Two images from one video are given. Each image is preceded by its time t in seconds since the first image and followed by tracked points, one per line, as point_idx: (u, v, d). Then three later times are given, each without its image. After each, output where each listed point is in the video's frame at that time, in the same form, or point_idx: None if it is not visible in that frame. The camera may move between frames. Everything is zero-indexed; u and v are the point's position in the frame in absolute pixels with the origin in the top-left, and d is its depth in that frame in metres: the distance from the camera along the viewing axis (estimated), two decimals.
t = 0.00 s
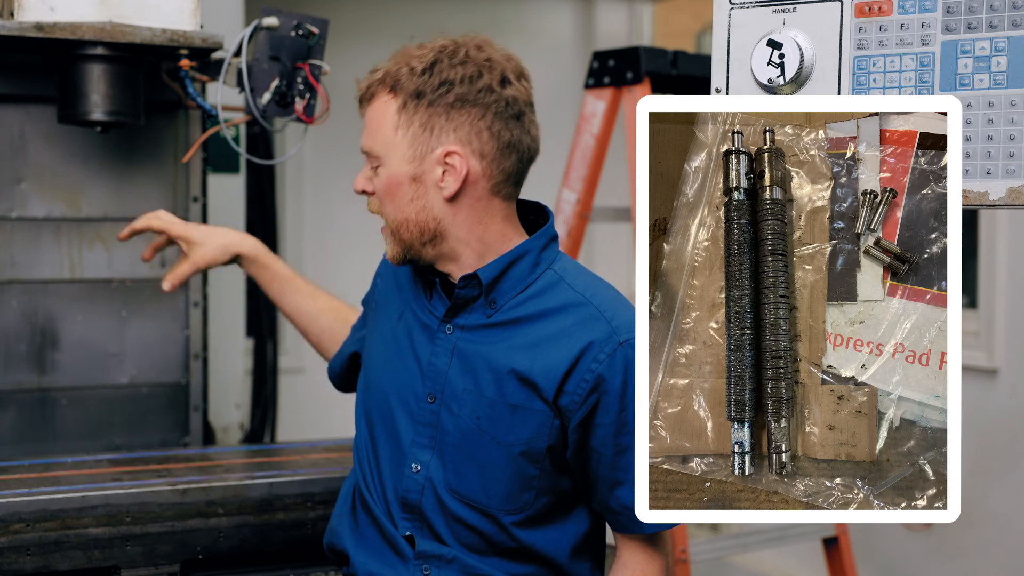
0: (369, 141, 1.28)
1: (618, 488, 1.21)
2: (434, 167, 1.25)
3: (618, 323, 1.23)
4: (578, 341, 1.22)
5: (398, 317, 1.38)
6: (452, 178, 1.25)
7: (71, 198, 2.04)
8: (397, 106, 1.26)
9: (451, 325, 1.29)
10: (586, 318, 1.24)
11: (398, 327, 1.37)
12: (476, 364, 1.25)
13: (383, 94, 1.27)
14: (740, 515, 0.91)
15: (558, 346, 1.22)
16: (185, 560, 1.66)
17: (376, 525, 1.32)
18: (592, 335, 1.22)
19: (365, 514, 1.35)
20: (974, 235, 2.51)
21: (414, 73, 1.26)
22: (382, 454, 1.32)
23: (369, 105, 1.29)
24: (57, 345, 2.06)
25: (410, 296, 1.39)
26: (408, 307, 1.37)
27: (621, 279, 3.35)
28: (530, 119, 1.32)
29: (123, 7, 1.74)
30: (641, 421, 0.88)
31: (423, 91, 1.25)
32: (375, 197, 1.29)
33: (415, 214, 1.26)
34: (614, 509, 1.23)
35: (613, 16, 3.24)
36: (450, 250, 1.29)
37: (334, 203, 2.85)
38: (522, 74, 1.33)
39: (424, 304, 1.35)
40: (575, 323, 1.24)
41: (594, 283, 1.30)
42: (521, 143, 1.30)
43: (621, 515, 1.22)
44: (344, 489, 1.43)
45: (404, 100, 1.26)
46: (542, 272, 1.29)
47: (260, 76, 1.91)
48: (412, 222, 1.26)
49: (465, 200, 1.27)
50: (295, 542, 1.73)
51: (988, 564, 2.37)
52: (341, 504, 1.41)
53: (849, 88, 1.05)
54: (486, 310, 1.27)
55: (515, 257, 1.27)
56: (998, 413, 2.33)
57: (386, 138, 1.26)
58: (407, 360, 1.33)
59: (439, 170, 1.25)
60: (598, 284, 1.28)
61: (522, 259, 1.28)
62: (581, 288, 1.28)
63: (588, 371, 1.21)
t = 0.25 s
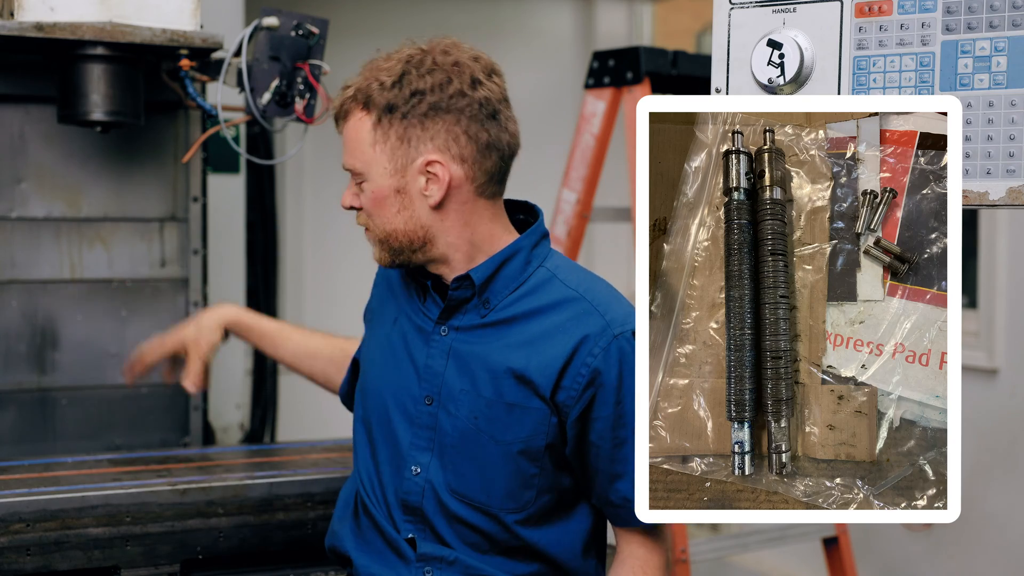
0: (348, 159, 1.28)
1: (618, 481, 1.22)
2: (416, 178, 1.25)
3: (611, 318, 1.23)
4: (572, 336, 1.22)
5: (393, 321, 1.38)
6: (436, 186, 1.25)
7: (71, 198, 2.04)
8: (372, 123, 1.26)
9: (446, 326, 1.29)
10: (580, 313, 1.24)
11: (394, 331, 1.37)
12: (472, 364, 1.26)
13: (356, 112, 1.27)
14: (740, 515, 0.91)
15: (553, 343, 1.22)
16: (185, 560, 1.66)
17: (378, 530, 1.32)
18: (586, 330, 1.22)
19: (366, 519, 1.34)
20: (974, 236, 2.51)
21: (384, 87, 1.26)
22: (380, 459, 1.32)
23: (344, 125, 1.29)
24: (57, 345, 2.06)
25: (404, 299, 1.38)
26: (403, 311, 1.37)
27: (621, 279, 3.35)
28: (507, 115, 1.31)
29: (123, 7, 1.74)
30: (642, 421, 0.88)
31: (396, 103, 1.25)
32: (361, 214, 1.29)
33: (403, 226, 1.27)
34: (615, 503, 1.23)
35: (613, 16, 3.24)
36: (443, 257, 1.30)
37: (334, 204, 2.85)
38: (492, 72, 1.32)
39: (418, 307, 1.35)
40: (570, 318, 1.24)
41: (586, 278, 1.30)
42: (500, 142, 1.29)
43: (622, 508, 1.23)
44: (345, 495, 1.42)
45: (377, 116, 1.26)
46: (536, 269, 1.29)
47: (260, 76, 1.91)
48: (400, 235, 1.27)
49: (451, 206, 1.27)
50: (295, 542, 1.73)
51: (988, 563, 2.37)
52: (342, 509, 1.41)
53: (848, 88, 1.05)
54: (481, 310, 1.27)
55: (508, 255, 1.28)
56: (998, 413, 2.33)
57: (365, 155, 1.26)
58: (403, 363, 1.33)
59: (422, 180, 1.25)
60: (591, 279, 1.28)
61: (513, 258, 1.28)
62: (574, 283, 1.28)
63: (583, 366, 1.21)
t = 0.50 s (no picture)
0: (326, 180, 1.29)
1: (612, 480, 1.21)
2: (394, 190, 1.25)
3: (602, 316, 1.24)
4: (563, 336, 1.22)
5: (388, 321, 1.38)
6: (415, 196, 1.25)
7: (71, 198, 2.04)
8: (344, 142, 1.26)
9: (440, 326, 1.29)
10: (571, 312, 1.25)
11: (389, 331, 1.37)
12: (466, 364, 1.26)
13: (326, 133, 1.28)
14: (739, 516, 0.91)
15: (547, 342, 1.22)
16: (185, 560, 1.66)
17: (374, 530, 1.32)
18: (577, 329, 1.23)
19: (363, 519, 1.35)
20: (974, 236, 2.51)
21: (351, 104, 1.27)
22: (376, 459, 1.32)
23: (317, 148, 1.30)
24: (57, 345, 2.06)
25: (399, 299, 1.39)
26: (399, 312, 1.37)
27: (621, 279, 3.35)
28: (477, 114, 1.30)
29: (123, 7, 1.74)
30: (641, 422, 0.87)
31: (364, 119, 1.25)
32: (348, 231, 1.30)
33: (389, 238, 1.27)
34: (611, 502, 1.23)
35: (613, 16, 3.24)
36: (433, 263, 1.30)
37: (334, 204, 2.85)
38: (456, 73, 1.31)
39: (412, 308, 1.35)
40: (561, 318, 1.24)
41: (578, 278, 1.31)
42: (473, 142, 1.29)
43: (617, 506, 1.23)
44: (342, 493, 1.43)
45: (348, 134, 1.26)
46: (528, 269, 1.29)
47: (260, 76, 1.91)
48: (387, 248, 1.27)
49: (433, 214, 1.27)
50: (295, 542, 1.73)
51: (988, 563, 2.37)
52: (340, 509, 1.41)
53: (848, 88, 1.04)
54: (473, 310, 1.27)
55: (500, 254, 1.28)
56: (998, 413, 2.33)
57: (340, 175, 1.27)
58: (398, 363, 1.33)
59: (401, 191, 1.25)
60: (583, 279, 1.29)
61: (505, 257, 1.28)
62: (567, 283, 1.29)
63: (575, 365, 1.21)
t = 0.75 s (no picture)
0: (331, 176, 1.29)
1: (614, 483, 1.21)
2: (399, 187, 1.26)
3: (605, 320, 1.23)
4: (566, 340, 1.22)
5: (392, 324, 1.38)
6: (419, 195, 1.25)
7: (71, 198, 2.04)
8: (350, 138, 1.27)
9: (443, 330, 1.29)
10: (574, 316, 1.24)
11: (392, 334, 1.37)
12: (469, 369, 1.25)
13: (333, 129, 1.28)
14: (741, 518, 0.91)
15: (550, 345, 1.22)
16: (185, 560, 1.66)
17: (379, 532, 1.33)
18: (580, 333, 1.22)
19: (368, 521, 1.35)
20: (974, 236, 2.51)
21: (358, 101, 1.27)
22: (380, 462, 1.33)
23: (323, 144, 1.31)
24: (57, 345, 2.06)
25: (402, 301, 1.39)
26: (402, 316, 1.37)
27: (621, 279, 3.35)
28: (484, 115, 1.30)
29: (123, 7, 1.74)
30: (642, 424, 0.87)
31: (371, 116, 1.26)
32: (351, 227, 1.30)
33: (391, 235, 1.27)
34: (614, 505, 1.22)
35: (613, 16, 3.23)
36: (436, 262, 1.30)
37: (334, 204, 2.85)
38: (465, 74, 1.31)
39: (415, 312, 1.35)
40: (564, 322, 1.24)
41: (581, 280, 1.31)
42: (479, 143, 1.29)
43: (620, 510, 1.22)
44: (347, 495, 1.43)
45: (354, 130, 1.26)
46: (531, 272, 1.29)
47: (260, 76, 1.91)
48: (390, 246, 1.27)
49: (437, 212, 1.27)
50: (295, 542, 1.73)
51: (988, 563, 2.37)
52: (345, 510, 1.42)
53: (849, 88, 1.04)
54: (477, 313, 1.28)
55: (501, 258, 1.28)
56: (998, 413, 2.33)
57: (345, 170, 1.27)
58: (401, 367, 1.33)
59: (405, 189, 1.25)
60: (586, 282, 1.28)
61: (508, 260, 1.28)
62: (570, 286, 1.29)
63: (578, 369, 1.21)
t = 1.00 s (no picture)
0: (342, 173, 1.28)
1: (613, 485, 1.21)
2: (415, 188, 1.25)
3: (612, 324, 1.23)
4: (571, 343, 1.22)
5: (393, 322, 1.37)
6: (434, 197, 1.25)
7: (71, 198, 2.04)
8: (366, 136, 1.26)
9: (447, 331, 1.28)
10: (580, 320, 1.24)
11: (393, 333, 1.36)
12: (472, 370, 1.25)
13: (348, 125, 1.27)
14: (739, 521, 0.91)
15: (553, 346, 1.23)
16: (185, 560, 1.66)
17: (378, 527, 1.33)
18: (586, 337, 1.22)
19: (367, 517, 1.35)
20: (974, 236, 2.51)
21: (376, 100, 1.26)
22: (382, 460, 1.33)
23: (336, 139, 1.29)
24: (57, 345, 2.06)
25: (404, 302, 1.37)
26: (402, 313, 1.36)
27: (621, 279, 3.35)
28: (498, 120, 1.30)
29: (123, 7, 1.74)
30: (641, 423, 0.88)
31: (389, 116, 1.25)
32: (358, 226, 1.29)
33: (401, 235, 1.27)
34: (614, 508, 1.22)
35: (613, 16, 3.23)
36: (443, 263, 1.31)
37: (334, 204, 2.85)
38: (479, 77, 1.31)
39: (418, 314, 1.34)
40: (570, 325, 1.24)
41: (588, 285, 1.31)
42: (493, 148, 1.29)
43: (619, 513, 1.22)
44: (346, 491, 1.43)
45: (371, 129, 1.25)
46: (537, 276, 1.29)
47: (260, 76, 1.91)
48: (400, 246, 1.27)
49: (448, 215, 1.27)
50: (295, 542, 1.73)
51: (988, 564, 2.37)
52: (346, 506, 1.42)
53: (849, 88, 1.04)
54: (482, 314, 1.27)
55: (508, 262, 1.27)
56: (998, 413, 2.33)
57: (359, 169, 1.26)
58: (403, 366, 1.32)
59: (420, 191, 1.25)
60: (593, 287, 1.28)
61: (515, 264, 1.28)
62: (575, 291, 1.29)
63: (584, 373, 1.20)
